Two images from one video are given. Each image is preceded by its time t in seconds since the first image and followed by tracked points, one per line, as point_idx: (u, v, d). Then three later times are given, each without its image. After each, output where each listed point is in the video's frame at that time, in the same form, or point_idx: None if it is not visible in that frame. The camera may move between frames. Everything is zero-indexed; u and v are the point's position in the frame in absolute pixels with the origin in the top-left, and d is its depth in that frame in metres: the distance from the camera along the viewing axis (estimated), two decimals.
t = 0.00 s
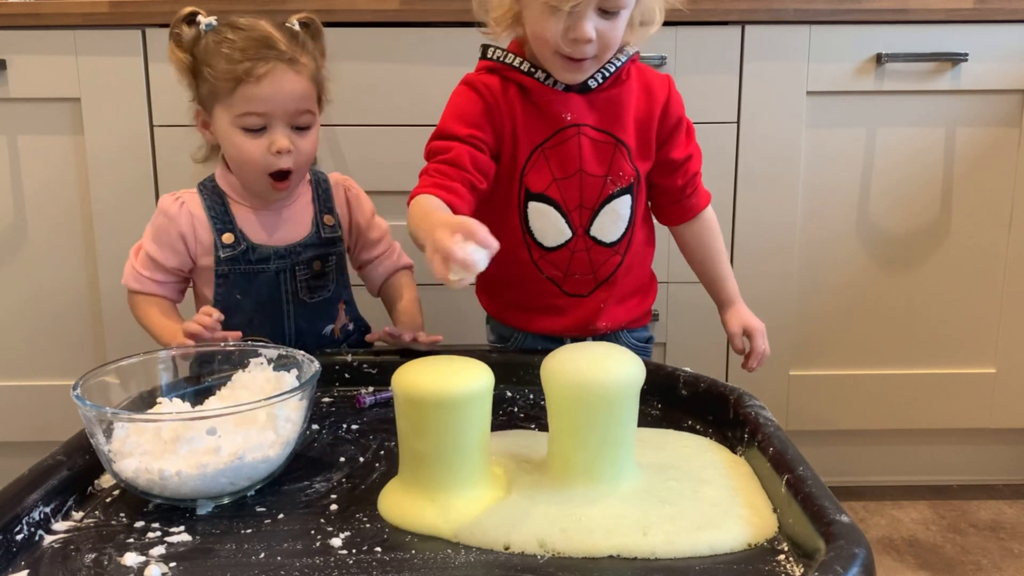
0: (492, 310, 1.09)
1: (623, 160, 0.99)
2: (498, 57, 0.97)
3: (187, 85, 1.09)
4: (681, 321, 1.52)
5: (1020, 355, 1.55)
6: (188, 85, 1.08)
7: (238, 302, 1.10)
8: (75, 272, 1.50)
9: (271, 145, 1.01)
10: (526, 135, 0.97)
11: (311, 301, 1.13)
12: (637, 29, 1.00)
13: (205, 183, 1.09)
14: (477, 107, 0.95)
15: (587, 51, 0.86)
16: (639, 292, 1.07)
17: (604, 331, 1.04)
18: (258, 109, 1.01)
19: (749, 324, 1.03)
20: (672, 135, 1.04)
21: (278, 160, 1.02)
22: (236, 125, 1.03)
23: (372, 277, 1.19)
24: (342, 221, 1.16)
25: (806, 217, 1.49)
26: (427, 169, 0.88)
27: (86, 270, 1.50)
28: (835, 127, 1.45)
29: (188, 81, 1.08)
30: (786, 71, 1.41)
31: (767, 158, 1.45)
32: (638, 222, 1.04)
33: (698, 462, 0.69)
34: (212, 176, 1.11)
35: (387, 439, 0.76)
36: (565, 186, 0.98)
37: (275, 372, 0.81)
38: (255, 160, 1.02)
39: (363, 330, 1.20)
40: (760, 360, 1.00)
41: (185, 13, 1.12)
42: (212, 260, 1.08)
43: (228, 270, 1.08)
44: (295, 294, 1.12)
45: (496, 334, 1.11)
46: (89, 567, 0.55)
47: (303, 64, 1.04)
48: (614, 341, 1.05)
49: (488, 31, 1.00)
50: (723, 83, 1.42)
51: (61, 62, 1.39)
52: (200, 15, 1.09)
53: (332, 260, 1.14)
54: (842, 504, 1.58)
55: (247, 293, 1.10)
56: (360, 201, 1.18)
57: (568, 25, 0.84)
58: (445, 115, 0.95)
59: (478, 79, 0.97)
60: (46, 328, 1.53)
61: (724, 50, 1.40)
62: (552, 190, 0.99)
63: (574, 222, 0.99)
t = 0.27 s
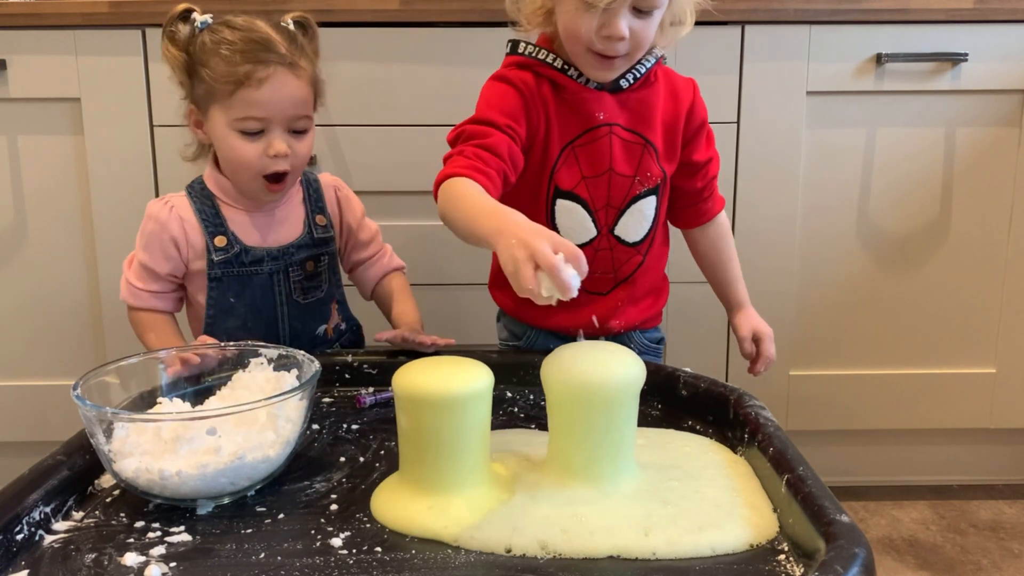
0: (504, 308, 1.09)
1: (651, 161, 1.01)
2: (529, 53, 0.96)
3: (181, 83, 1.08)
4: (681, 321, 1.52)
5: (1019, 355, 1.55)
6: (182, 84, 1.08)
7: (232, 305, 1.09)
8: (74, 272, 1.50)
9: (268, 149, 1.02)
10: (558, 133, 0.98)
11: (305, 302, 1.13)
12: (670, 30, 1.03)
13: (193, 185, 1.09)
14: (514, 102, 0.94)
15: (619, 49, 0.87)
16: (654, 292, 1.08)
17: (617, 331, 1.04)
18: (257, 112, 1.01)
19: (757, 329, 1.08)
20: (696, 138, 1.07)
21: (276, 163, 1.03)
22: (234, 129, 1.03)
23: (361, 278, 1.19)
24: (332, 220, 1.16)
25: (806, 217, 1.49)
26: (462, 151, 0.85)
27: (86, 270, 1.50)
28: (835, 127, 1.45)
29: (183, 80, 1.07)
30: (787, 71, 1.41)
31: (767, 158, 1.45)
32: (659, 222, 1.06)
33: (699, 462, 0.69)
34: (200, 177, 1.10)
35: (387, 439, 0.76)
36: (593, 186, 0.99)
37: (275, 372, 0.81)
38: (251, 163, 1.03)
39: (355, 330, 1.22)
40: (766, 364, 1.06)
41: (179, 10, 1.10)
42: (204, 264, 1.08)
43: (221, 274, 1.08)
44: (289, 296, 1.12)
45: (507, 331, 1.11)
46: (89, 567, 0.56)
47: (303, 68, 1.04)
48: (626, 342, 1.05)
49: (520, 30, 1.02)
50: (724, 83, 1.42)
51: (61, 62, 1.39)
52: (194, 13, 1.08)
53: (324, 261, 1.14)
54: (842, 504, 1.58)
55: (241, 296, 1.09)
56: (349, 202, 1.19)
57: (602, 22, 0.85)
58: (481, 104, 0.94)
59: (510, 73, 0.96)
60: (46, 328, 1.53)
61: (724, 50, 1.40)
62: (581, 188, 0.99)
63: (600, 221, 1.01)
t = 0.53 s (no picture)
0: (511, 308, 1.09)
1: (666, 162, 1.02)
2: (548, 51, 0.96)
3: (190, 83, 1.08)
4: (681, 321, 1.52)
5: (1019, 355, 1.55)
6: (190, 83, 1.07)
7: (236, 306, 1.09)
8: (74, 272, 1.50)
9: (277, 156, 1.02)
10: (575, 132, 0.98)
11: (309, 301, 1.14)
12: (687, 30, 1.04)
13: (197, 185, 1.09)
14: (534, 101, 0.94)
15: (637, 48, 0.88)
16: (660, 292, 1.08)
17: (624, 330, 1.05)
18: (268, 119, 1.01)
19: (762, 328, 1.08)
20: (706, 141, 1.09)
21: (284, 169, 1.03)
22: (242, 134, 1.03)
23: (362, 277, 1.20)
24: (334, 220, 1.16)
25: (806, 217, 1.49)
26: (483, 145, 0.84)
27: (86, 271, 1.50)
28: (835, 127, 1.45)
29: (191, 80, 1.07)
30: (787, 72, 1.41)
31: (768, 158, 1.45)
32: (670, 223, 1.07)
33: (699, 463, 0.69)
34: (202, 177, 1.10)
35: (387, 439, 0.76)
36: (608, 185, 1.00)
37: (276, 372, 0.81)
38: (257, 169, 1.03)
39: (356, 329, 1.22)
40: (771, 363, 1.06)
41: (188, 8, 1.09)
42: (208, 265, 1.08)
43: (225, 275, 1.08)
44: (293, 296, 1.12)
45: (512, 330, 1.11)
46: (89, 567, 0.56)
47: (315, 74, 1.04)
48: (634, 341, 1.07)
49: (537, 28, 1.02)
50: (724, 84, 1.42)
51: (61, 62, 1.39)
52: (204, 12, 1.07)
53: (327, 261, 1.15)
54: (842, 504, 1.58)
55: (245, 296, 1.10)
56: (349, 201, 1.19)
57: (621, 21, 0.86)
58: (500, 100, 0.93)
59: (528, 71, 0.96)
60: (46, 328, 1.53)
61: (724, 50, 1.40)
62: (596, 188, 1.00)
63: (614, 221, 1.01)
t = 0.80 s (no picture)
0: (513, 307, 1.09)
1: (670, 162, 1.02)
2: (554, 49, 0.96)
3: (201, 85, 1.07)
4: (681, 321, 1.52)
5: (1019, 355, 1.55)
6: (201, 85, 1.07)
7: (245, 307, 1.09)
8: (74, 272, 1.50)
9: (285, 161, 1.02)
10: (581, 131, 0.98)
11: (317, 301, 1.14)
12: (693, 30, 1.04)
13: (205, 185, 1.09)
14: (544, 98, 0.93)
15: (645, 48, 0.88)
16: (660, 292, 1.09)
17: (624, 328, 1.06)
18: (277, 126, 1.01)
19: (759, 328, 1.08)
20: (708, 141, 1.09)
21: (292, 175, 1.03)
22: (252, 138, 1.03)
23: (367, 276, 1.20)
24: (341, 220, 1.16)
25: (806, 217, 1.49)
26: (491, 141, 0.83)
27: (86, 271, 1.50)
28: (835, 127, 1.45)
29: (202, 82, 1.07)
30: (787, 72, 1.41)
31: (768, 158, 1.45)
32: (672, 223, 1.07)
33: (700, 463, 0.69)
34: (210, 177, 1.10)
35: (387, 439, 0.76)
36: (613, 185, 1.00)
37: (276, 372, 0.81)
38: (265, 172, 1.03)
39: (360, 329, 1.23)
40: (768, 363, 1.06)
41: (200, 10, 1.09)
42: (217, 265, 1.08)
43: (235, 275, 1.08)
44: (302, 296, 1.12)
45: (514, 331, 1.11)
46: (89, 567, 0.56)
47: (326, 82, 1.04)
48: (634, 340, 1.07)
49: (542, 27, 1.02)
50: (724, 84, 1.42)
51: (61, 62, 1.39)
52: (217, 14, 1.07)
53: (333, 261, 1.15)
54: (842, 504, 1.58)
55: (254, 297, 1.10)
56: (356, 200, 1.19)
57: (629, 20, 0.86)
58: (507, 97, 0.92)
59: (535, 69, 0.95)
60: (46, 328, 1.53)
61: (724, 50, 1.40)
62: (602, 187, 1.00)
63: (618, 221, 1.01)
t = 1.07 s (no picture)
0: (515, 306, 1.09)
1: (674, 161, 1.02)
2: (559, 48, 0.95)
3: (212, 82, 1.08)
4: (681, 321, 1.52)
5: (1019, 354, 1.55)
6: (212, 82, 1.07)
7: (251, 304, 1.09)
8: (74, 273, 1.50)
9: (293, 160, 1.02)
10: (586, 129, 0.97)
11: (322, 299, 1.14)
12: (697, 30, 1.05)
13: (213, 183, 1.09)
14: (549, 97, 0.93)
15: (650, 48, 0.88)
16: (662, 291, 1.09)
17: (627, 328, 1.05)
18: (286, 125, 1.01)
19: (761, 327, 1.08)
20: (711, 142, 1.09)
21: (299, 174, 1.03)
22: (261, 137, 1.03)
23: (371, 277, 1.19)
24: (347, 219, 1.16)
25: (806, 217, 1.49)
26: (497, 137, 0.83)
27: (86, 270, 1.50)
28: (835, 127, 1.45)
29: (214, 79, 1.07)
30: (787, 72, 1.41)
31: (768, 158, 1.45)
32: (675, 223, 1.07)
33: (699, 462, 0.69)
34: (220, 175, 1.10)
35: (387, 439, 0.76)
36: (617, 184, 1.00)
37: (275, 372, 0.81)
38: (273, 170, 1.03)
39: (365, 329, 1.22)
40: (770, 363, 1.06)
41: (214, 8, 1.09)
42: (224, 262, 1.08)
43: (241, 272, 1.08)
44: (307, 294, 1.12)
45: (516, 331, 1.11)
46: (89, 567, 0.56)
47: (337, 82, 1.04)
48: (636, 339, 1.07)
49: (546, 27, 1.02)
50: (724, 84, 1.42)
51: (61, 62, 1.39)
52: (230, 13, 1.07)
53: (338, 260, 1.15)
54: (842, 504, 1.58)
55: (260, 295, 1.10)
56: (362, 200, 1.19)
57: (634, 20, 0.86)
58: (513, 94, 0.92)
59: (540, 67, 0.95)
60: (46, 328, 1.53)
61: (724, 50, 1.40)
62: (606, 186, 1.00)
63: (622, 219, 1.01)
